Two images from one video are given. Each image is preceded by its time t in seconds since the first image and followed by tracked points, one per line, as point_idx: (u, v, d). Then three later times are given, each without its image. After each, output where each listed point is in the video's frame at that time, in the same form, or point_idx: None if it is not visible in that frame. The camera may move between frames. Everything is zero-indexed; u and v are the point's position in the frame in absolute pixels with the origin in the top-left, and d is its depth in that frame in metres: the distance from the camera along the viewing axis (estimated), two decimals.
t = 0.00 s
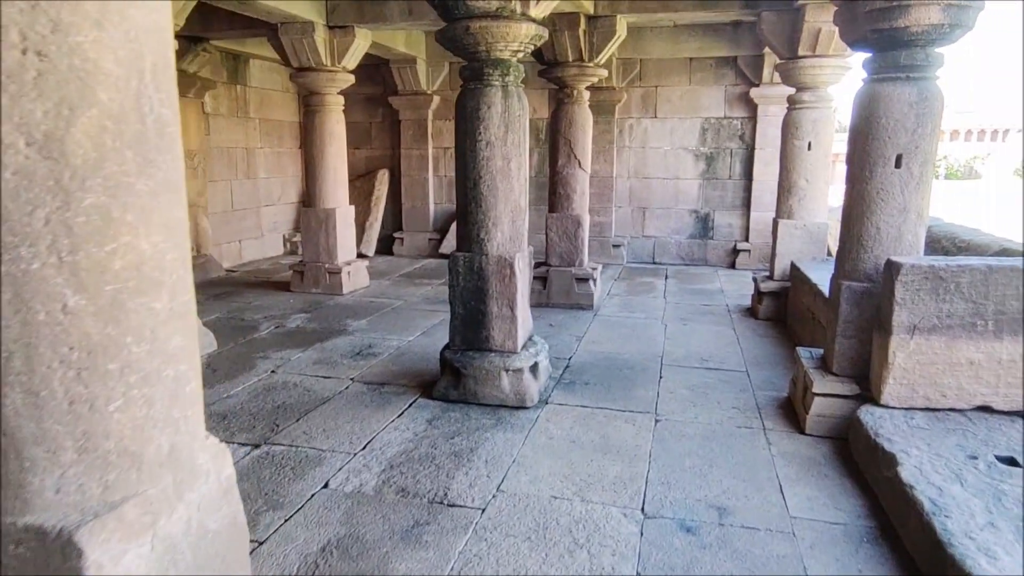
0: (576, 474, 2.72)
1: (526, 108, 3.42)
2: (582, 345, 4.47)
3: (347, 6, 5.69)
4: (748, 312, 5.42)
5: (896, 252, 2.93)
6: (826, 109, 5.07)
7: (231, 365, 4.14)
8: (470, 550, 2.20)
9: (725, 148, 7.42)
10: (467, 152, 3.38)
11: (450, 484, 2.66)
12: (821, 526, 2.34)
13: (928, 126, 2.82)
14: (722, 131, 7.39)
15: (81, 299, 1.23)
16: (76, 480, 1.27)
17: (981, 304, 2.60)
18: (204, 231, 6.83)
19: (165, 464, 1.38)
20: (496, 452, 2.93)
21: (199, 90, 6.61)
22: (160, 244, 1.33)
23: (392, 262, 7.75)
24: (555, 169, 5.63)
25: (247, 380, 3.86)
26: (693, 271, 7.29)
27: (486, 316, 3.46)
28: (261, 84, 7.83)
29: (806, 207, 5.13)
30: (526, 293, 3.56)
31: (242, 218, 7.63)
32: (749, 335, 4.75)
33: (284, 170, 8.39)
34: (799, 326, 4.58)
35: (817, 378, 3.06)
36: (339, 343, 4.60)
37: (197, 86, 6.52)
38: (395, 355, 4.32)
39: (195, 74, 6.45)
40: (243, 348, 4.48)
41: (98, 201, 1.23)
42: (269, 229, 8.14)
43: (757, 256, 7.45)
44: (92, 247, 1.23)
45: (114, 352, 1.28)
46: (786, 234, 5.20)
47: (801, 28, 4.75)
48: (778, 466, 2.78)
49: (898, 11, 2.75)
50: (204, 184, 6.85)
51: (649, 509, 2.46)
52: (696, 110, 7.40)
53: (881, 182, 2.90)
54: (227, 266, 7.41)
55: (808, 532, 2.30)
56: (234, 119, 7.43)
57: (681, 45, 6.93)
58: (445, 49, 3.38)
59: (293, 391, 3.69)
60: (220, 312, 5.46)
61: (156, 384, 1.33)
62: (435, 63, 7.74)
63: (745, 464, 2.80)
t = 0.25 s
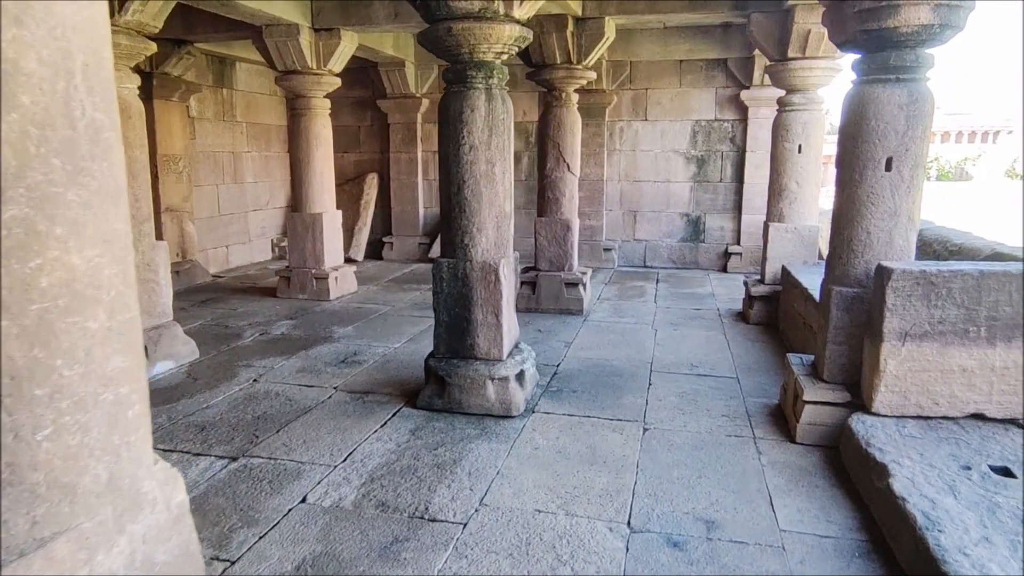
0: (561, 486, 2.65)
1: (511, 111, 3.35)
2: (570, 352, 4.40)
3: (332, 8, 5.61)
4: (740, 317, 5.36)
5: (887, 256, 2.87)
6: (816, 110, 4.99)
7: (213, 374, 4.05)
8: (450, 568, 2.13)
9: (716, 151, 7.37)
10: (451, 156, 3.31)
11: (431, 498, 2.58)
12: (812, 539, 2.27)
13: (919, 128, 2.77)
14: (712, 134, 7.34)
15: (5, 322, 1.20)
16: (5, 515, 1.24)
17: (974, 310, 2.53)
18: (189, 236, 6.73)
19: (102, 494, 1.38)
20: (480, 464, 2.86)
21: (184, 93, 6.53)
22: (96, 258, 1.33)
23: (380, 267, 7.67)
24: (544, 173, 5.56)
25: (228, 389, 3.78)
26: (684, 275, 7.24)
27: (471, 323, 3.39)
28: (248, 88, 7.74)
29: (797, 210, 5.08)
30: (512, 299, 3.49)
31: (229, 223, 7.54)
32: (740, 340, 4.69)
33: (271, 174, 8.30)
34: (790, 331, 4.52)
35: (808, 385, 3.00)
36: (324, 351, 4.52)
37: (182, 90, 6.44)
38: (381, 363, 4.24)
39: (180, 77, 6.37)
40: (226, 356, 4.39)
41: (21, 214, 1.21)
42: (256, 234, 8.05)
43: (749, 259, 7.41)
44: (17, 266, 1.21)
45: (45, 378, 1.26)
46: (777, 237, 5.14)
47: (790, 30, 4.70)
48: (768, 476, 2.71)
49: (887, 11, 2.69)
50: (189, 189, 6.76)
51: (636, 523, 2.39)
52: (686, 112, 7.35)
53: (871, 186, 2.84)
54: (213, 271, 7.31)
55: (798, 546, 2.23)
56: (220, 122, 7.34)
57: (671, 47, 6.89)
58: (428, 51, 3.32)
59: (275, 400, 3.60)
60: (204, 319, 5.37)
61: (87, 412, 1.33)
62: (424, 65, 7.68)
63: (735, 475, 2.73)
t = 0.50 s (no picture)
0: (551, 497, 2.59)
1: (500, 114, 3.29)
2: (563, 358, 4.35)
3: (322, 11, 5.55)
4: (735, 321, 5.31)
5: (882, 261, 2.82)
6: (811, 113, 4.97)
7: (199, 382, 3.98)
8: None
9: (711, 153, 7.33)
10: (439, 160, 3.25)
11: (417, 510, 2.52)
12: (808, 553, 2.21)
13: (914, 131, 2.72)
14: (707, 136, 7.30)
15: None
16: None
17: (970, 316, 2.50)
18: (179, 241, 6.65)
19: (44, 525, 1.25)
20: (468, 475, 2.80)
21: (173, 96, 6.47)
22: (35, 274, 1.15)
23: (373, 271, 7.61)
24: (536, 176, 5.51)
25: (214, 397, 3.70)
26: (679, 278, 7.19)
27: (460, 330, 3.33)
28: (239, 91, 7.67)
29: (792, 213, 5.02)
30: (502, 306, 3.43)
31: (220, 227, 7.47)
32: (734, 345, 4.64)
33: (263, 177, 8.23)
34: (785, 336, 4.47)
35: (803, 392, 2.94)
36: (313, 358, 4.45)
37: (171, 93, 6.38)
38: (370, 370, 4.17)
39: (169, 81, 6.31)
40: (213, 363, 4.32)
41: None
42: (248, 238, 7.98)
43: (744, 263, 7.36)
44: None
45: None
46: (772, 240, 5.09)
47: (784, 32, 4.66)
48: (762, 487, 2.65)
49: (881, 12, 2.63)
50: (179, 193, 6.68)
51: (627, 537, 2.32)
52: (681, 115, 7.31)
53: (865, 190, 2.79)
54: (204, 276, 7.23)
55: (793, 560, 2.17)
56: (211, 126, 7.27)
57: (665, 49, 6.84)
58: (415, 54, 3.26)
59: (261, 409, 3.53)
60: (192, 325, 5.29)
61: (27, 438, 1.22)
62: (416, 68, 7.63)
63: (728, 485, 2.67)
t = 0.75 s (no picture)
0: (542, 509, 2.53)
1: (492, 118, 3.24)
2: (557, 364, 4.30)
3: (315, 14, 5.51)
4: (731, 326, 5.26)
5: (880, 267, 2.77)
6: (805, 116, 4.90)
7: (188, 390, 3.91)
8: None
9: (707, 156, 7.29)
10: (430, 165, 3.20)
11: (406, 523, 2.47)
12: (805, 568, 2.16)
13: (911, 134, 2.67)
14: (703, 139, 7.26)
15: None
16: None
17: (970, 323, 2.47)
18: (172, 246, 6.58)
19: None
20: (459, 485, 2.74)
21: (166, 99, 6.38)
22: None
23: (368, 276, 7.55)
24: (531, 180, 5.46)
25: (202, 406, 3.63)
26: (675, 282, 7.15)
27: (452, 337, 3.27)
28: (232, 94, 7.61)
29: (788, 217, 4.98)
30: (494, 312, 3.38)
31: (213, 231, 7.40)
32: (730, 350, 4.59)
33: (257, 181, 8.17)
34: (782, 341, 4.42)
35: (800, 400, 2.89)
36: (304, 364, 4.38)
37: (163, 96, 6.28)
38: (362, 377, 4.11)
39: (161, 84, 6.22)
40: (202, 370, 4.25)
41: None
42: (241, 242, 7.91)
43: (741, 266, 7.32)
44: None
45: None
46: (768, 245, 5.04)
47: (780, 34, 4.62)
48: (759, 497, 2.60)
49: (878, 13, 2.59)
50: (172, 197, 6.62)
51: (620, 550, 2.27)
52: (677, 118, 7.27)
53: (863, 194, 2.74)
54: (197, 281, 7.17)
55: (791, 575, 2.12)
56: (204, 129, 7.20)
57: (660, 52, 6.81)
58: (405, 57, 3.21)
59: (250, 418, 3.46)
60: (183, 331, 5.22)
61: None
62: (411, 71, 7.58)
63: (724, 496, 2.62)
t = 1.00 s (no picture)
0: (536, 520, 2.48)
1: (484, 120, 3.19)
2: (552, 369, 4.24)
3: (309, 15, 5.43)
4: (728, 330, 5.21)
5: (879, 272, 2.71)
6: (803, 118, 4.85)
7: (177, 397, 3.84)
8: None
9: (704, 159, 7.24)
10: (422, 168, 3.14)
11: (396, 535, 2.41)
12: None
13: (911, 136, 2.62)
14: (700, 142, 7.21)
15: None
16: None
17: (972, 330, 2.43)
18: (165, 249, 6.51)
19: None
20: (451, 495, 2.69)
21: (159, 101, 6.33)
22: None
23: (363, 279, 7.50)
24: (526, 183, 5.40)
25: (191, 412, 3.56)
26: (672, 285, 7.10)
27: (445, 343, 3.22)
28: (227, 96, 7.55)
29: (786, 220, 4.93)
30: (488, 318, 3.32)
31: (207, 235, 7.34)
32: (728, 355, 4.54)
33: (252, 184, 8.11)
34: (780, 346, 4.37)
35: (799, 407, 2.84)
36: (296, 370, 4.32)
37: (156, 98, 6.21)
38: (354, 383, 4.05)
39: (154, 85, 6.15)
40: (193, 376, 4.18)
41: None
42: (236, 245, 7.84)
43: (739, 269, 7.27)
44: None
45: None
46: (766, 248, 4.99)
47: (778, 36, 4.57)
48: (758, 508, 2.55)
49: (877, 14, 2.53)
50: (165, 200, 6.55)
51: (614, 563, 2.21)
52: (674, 120, 7.22)
53: (862, 197, 2.69)
54: (190, 284, 7.10)
55: None
56: (198, 132, 7.14)
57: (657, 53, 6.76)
58: (396, 58, 3.15)
59: (239, 424, 3.38)
60: (175, 336, 5.16)
61: None
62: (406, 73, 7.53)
63: (722, 506, 2.57)
